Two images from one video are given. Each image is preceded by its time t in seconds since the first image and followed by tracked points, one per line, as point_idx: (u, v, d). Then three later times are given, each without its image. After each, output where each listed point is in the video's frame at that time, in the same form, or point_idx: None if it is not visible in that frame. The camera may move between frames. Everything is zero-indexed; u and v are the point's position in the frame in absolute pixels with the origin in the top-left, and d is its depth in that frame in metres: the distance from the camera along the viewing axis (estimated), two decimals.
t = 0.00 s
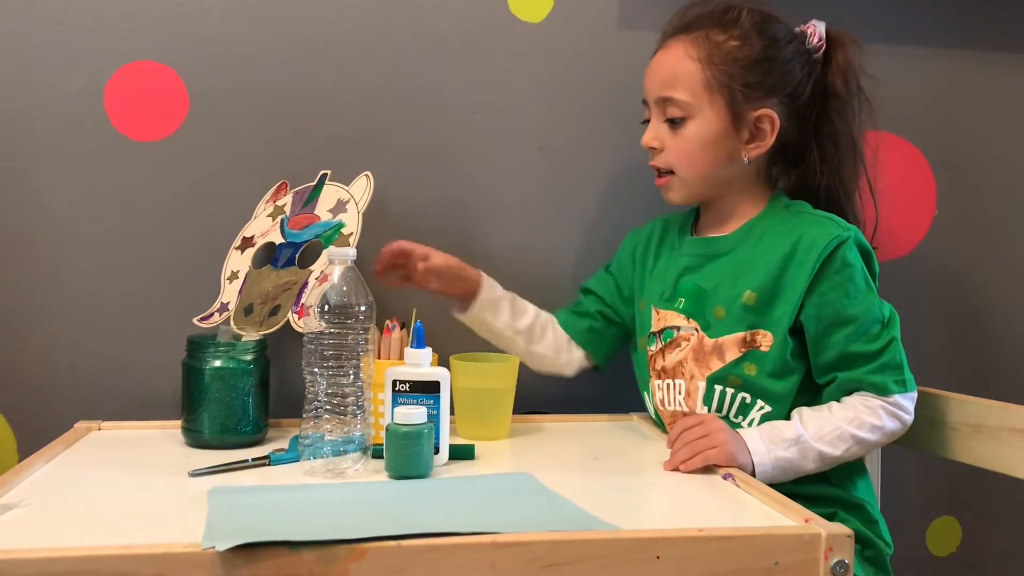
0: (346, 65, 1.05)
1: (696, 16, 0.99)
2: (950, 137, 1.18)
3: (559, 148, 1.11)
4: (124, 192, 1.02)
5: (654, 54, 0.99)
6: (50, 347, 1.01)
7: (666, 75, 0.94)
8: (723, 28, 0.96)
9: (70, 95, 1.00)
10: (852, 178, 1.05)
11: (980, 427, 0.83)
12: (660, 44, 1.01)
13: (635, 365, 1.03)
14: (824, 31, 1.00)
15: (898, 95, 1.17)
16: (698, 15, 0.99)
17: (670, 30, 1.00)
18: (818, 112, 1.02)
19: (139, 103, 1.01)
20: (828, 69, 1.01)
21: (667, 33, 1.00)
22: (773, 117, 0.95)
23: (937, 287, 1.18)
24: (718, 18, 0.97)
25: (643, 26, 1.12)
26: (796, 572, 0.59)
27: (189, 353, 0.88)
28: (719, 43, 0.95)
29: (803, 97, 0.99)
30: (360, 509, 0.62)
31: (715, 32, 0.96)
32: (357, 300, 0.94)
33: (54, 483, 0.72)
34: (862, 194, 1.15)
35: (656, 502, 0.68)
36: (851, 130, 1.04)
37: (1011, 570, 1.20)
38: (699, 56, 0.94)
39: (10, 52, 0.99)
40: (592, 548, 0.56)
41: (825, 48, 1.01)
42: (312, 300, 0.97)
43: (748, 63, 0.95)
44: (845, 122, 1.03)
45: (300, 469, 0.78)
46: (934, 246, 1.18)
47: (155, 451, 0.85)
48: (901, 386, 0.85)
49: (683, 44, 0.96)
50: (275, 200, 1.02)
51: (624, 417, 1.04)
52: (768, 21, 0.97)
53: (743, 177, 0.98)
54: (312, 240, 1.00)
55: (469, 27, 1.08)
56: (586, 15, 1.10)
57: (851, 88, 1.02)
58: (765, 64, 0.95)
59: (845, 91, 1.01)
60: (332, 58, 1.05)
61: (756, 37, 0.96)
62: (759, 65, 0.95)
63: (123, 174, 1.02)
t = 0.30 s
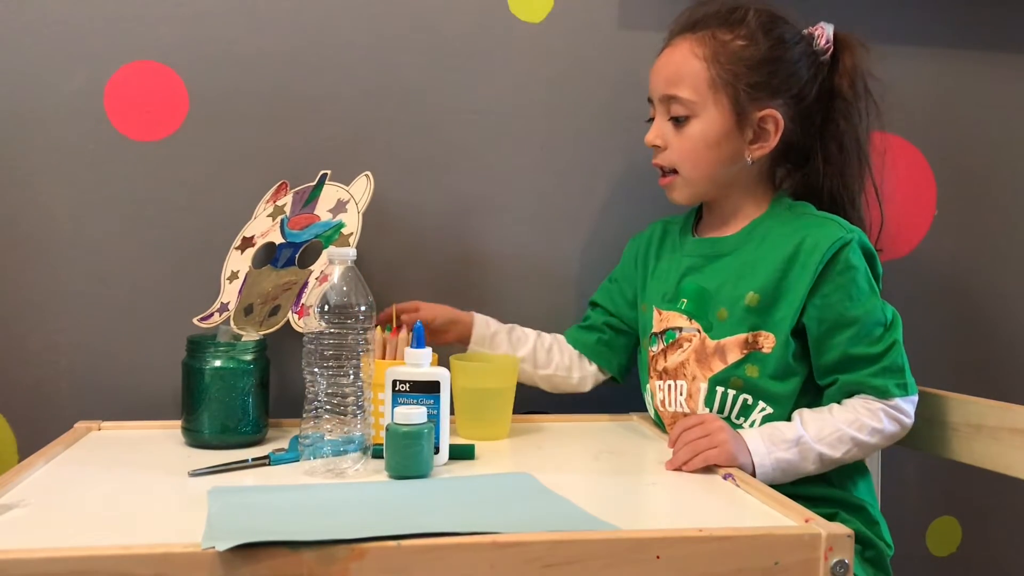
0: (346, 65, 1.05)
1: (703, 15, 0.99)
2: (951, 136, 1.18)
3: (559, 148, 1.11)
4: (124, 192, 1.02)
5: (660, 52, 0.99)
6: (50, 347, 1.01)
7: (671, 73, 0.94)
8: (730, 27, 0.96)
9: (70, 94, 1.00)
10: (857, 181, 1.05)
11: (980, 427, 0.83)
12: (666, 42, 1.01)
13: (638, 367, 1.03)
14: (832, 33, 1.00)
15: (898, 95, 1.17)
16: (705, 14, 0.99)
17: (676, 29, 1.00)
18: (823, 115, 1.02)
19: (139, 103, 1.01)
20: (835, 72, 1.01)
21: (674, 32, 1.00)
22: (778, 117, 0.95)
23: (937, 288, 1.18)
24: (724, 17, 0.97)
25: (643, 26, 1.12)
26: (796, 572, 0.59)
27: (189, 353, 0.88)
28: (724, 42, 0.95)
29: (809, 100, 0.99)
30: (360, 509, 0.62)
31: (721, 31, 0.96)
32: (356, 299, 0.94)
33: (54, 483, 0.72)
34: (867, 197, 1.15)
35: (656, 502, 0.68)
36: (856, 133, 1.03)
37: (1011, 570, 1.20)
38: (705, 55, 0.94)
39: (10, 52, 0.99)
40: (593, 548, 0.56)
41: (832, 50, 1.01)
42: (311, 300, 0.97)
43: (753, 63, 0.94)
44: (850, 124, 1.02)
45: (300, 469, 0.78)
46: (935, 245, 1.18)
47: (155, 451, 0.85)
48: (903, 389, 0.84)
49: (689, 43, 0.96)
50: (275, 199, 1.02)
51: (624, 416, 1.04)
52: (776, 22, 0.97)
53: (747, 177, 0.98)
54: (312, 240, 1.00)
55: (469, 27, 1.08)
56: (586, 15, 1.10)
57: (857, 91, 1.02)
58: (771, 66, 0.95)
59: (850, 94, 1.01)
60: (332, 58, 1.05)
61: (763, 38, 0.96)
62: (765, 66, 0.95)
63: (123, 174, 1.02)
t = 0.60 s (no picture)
0: (346, 65, 1.05)
1: (710, 12, 0.99)
2: (951, 136, 1.18)
3: (559, 147, 1.11)
4: (124, 192, 1.02)
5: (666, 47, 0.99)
6: (50, 347, 1.01)
7: (677, 67, 0.94)
8: (736, 24, 0.96)
9: (70, 94, 1.00)
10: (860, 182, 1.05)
11: (980, 427, 0.83)
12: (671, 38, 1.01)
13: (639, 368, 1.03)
14: (835, 37, 1.01)
15: (898, 94, 1.17)
16: (712, 11, 0.99)
17: (682, 25, 1.00)
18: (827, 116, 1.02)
19: (139, 103, 1.01)
20: (838, 74, 1.01)
21: (680, 28, 1.00)
22: (782, 115, 0.95)
23: (937, 288, 1.18)
24: (731, 15, 0.97)
25: (643, 26, 1.12)
26: (796, 572, 0.59)
27: (189, 353, 0.88)
28: (730, 37, 0.95)
29: (812, 101, 0.99)
30: (361, 509, 0.62)
31: (727, 27, 0.96)
32: (357, 299, 0.95)
33: (54, 483, 0.72)
34: (871, 199, 1.15)
35: (657, 502, 0.68)
36: (859, 135, 1.04)
37: (1011, 570, 1.20)
38: (711, 49, 0.94)
39: (10, 52, 0.99)
40: (593, 548, 0.56)
41: (835, 53, 1.01)
42: (311, 300, 0.97)
43: (759, 60, 0.94)
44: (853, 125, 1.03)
45: (300, 469, 0.78)
46: (935, 245, 1.18)
47: (155, 451, 0.85)
48: (903, 392, 0.85)
49: (695, 38, 0.96)
50: (275, 199, 1.02)
51: (624, 416, 1.04)
52: (781, 21, 0.97)
53: (750, 176, 0.98)
54: (312, 240, 1.00)
55: (469, 26, 1.08)
56: (586, 15, 1.10)
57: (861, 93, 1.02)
58: (777, 64, 0.95)
59: (854, 96, 1.01)
60: (332, 58, 1.05)
61: (769, 36, 0.96)
62: (771, 65, 0.95)
63: (124, 174, 1.02)
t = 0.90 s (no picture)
0: (345, 65, 1.05)
1: (716, 12, 0.99)
2: (951, 136, 1.18)
3: (559, 147, 1.11)
4: (125, 192, 1.02)
5: (671, 47, 0.99)
6: (50, 347, 1.01)
7: (683, 68, 0.94)
8: (742, 25, 0.96)
9: (70, 94, 1.00)
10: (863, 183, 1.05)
11: (980, 427, 0.83)
12: (677, 38, 1.00)
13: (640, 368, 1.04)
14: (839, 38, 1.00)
15: (898, 94, 1.17)
16: (718, 11, 0.99)
17: (688, 24, 1.00)
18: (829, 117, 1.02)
19: (139, 103, 1.01)
20: (842, 75, 1.01)
21: (685, 29, 1.00)
22: (787, 117, 0.95)
23: (937, 288, 1.18)
24: (738, 15, 0.97)
25: (643, 26, 1.12)
26: (796, 572, 0.59)
27: (189, 353, 0.88)
28: (736, 39, 0.95)
29: (815, 103, 0.99)
30: (361, 509, 0.62)
31: (733, 28, 0.96)
32: (356, 299, 0.95)
33: (55, 483, 0.72)
34: (873, 201, 1.15)
35: (657, 502, 0.68)
36: (863, 137, 1.04)
37: (1011, 570, 1.20)
38: (717, 51, 0.94)
39: (10, 52, 0.99)
40: (593, 548, 0.56)
41: (839, 54, 1.01)
42: (311, 300, 0.96)
43: (764, 61, 0.94)
44: (856, 126, 1.02)
45: (300, 469, 0.78)
46: (935, 245, 1.18)
47: (155, 451, 0.85)
48: (903, 395, 0.85)
49: (702, 39, 0.95)
50: (275, 199, 1.02)
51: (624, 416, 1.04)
52: (787, 22, 0.97)
53: (754, 177, 0.98)
54: (312, 240, 1.00)
55: (469, 26, 1.08)
56: (586, 15, 1.10)
57: (864, 94, 1.02)
58: (781, 65, 0.95)
59: (858, 98, 1.01)
60: (332, 58, 1.05)
61: (775, 37, 0.96)
62: (776, 66, 0.95)
63: (124, 174, 1.02)
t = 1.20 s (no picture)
0: (345, 65, 1.05)
1: (735, 12, 0.99)
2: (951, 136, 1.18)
3: (560, 147, 1.11)
4: (125, 192, 1.02)
5: (687, 46, 0.99)
6: (51, 347, 1.01)
7: (700, 66, 0.94)
8: (761, 26, 0.96)
9: (69, 94, 1.00)
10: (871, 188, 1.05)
11: (980, 427, 0.83)
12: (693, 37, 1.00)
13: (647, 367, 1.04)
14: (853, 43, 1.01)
15: (898, 94, 1.17)
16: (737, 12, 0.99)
17: (706, 22, 1.00)
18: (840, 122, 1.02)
19: (139, 103, 1.01)
20: (856, 80, 1.02)
21: (704, 28, 1.00)
22: (802, 120, 0.95)
23: (938, 288, 1.18)
24: (757, 16, 0.97)
25: (644, 26, 1.12)
26: (795, 572, 0.59)
27: (189, 353, 0.88)
28: (755, 39, 0.95)
29: (828, 108, 1.00)
30: (361, 509, 0.62)
31: (752, 29, 0.96)
32: (357, 299, 0.95)
33: (54, 483, 0.72)
34: (883, 205, 1.15)
35: (658, 502, 0.68)
36: (873, 142, 1.04)
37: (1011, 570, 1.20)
38: (735, 50, 0.94)
39: (10, 52, 0.99)
40: (593, 548, 0.57)
41: (853, 59, 1.01)
42: (311, 300, 0.96)
43: (782, 63, 0.94)
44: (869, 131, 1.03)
45: (300, 469, 0.78)
46: (935, 245, 1.18)
47: (155, 450, 0.85)
48: (906, 401, 0.85)
49: (719, 38, 0.95)
50: (275, 199, 1.02)
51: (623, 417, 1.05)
52: (805, 25, 0.97)
53: (767, 180, 0.98)
54: (312, 240, 1.00)
55: (469, 26, 1.08)
56: (587, 15, 1.10)
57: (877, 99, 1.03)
58: (800, 67, 0.96)
59: (870, 103, 1.02)
60: (332, 58, 1.05)
61: (795, 38, 0.96)
62: (794, 67, 0.95)
63: (124, 174, 1.02)
